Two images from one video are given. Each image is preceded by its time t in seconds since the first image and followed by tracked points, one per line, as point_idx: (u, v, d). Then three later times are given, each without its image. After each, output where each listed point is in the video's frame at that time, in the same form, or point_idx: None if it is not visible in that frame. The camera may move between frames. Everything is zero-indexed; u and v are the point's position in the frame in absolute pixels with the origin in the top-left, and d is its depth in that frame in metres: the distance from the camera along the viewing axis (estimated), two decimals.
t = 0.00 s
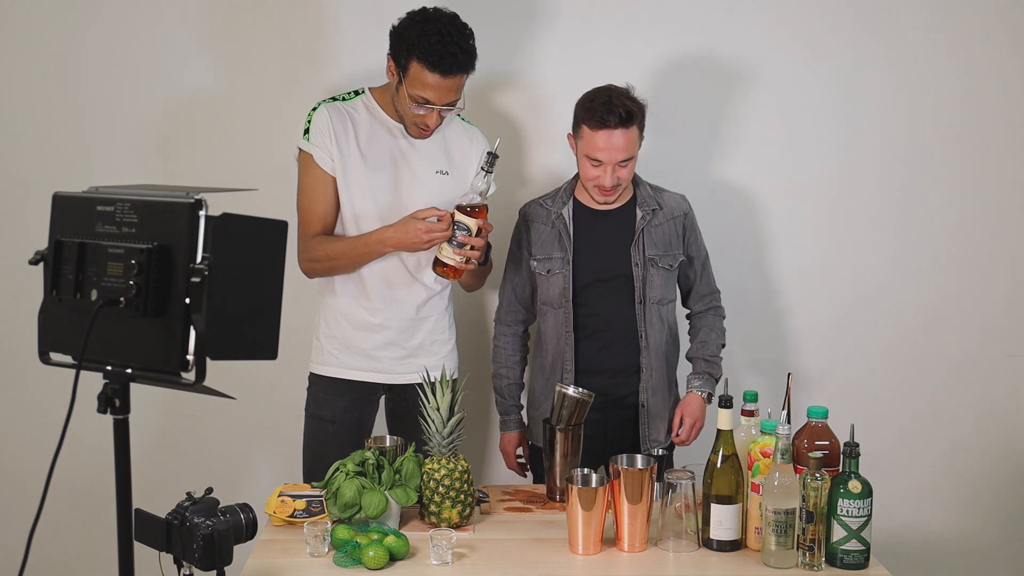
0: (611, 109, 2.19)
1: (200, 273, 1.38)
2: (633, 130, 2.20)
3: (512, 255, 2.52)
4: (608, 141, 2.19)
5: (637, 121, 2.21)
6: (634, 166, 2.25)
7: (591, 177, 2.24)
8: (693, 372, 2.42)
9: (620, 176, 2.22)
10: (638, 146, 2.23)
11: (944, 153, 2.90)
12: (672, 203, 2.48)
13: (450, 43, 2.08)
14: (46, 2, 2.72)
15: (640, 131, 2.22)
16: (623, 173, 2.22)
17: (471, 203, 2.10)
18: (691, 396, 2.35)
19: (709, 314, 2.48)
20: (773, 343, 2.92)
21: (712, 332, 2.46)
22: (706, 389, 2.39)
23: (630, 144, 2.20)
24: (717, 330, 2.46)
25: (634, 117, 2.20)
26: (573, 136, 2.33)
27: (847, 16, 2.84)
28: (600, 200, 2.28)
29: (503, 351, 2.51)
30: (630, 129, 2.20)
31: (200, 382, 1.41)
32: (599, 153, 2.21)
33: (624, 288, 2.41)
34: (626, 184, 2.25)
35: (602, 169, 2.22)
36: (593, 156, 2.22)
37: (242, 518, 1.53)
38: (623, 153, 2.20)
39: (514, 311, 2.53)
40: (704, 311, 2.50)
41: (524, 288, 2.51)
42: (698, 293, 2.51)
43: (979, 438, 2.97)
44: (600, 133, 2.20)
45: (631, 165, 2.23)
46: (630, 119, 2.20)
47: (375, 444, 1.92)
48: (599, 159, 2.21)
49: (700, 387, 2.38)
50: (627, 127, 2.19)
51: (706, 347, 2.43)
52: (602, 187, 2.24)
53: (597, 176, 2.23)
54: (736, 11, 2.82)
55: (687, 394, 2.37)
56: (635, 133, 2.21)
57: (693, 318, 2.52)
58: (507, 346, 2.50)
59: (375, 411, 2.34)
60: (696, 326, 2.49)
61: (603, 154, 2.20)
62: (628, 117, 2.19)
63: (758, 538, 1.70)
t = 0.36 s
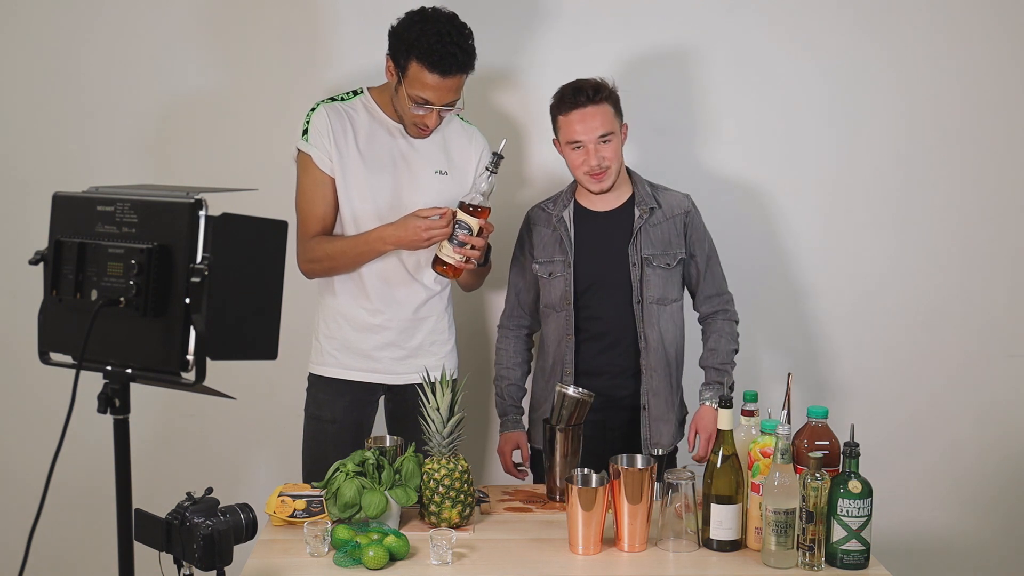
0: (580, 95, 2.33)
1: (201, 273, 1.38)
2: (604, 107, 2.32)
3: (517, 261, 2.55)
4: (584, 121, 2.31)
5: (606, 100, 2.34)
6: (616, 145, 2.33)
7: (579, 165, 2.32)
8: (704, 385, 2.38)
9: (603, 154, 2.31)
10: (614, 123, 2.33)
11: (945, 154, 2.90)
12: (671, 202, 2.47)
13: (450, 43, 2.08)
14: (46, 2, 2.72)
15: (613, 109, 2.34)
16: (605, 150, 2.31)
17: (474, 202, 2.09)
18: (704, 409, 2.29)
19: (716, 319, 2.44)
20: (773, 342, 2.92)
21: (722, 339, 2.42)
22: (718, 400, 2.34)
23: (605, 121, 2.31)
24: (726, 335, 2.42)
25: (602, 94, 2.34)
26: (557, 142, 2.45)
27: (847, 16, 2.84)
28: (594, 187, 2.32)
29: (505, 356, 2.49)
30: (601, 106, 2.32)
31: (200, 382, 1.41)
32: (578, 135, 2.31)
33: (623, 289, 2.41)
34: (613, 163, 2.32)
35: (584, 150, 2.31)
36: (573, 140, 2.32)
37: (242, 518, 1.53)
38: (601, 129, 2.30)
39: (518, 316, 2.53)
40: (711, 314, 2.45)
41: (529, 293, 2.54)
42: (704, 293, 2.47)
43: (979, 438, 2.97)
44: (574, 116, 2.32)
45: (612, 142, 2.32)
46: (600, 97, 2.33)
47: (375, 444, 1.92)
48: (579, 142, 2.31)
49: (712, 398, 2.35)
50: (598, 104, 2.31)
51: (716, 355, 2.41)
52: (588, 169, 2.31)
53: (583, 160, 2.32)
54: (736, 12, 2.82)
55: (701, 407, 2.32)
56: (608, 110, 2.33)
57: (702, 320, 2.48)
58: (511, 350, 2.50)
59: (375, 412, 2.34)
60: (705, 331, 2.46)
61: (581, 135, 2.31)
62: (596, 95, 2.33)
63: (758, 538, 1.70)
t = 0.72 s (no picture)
0: (582, 89, 2.35)
1: (200, 273, 1.38)
2: (603, 100, 2.33)
3: (521, 260, 2.55)
4: (584, 114, 2.32)
5: (607, 95, 2.35)
6: (617, 140, 2.34)
7: (578, 159, 2.34)
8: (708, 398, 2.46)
9: (602, 148, 2.32)
10: (615, 118, 2.34)
11: (944, 153, 2.90)
12: (677, 202, 2.47)
13: (472, 44, 2.10)
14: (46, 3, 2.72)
15: (614, 104, 2.35)
16: (603, 145, 2.32)
17: (472, 198, 2.09)
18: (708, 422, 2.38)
19: (715, 325, 2.48)
20: (773, 342, 2.92)
21: (722, 348, 2.47)
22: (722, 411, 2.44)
23: (605, 115, 2.32)
24: (726, 343, 2.47)
25: (603, 88, 2.35)
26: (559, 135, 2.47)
27: (847, 16, 2.84)
28: (593, 181, 2.33)
29: (512, 359, 2.54)
30: (600, 100, 2.33)
31: (200, 382, 1.41)
32: (578, 128, 2.33)
33: (626, 289, 2.41)
34: (613, 158, 2.32)
35: (584, 144, 2.33)
36: (573, 133, 2.34)
37: (242, 518, 1.53)
38: (600, 122, 2.31)
39: (523, 315, 2.55)
40: (709, 317, 2.49)
41: (533, 292, 2.54)
42: (704, 295, 2.49)
43: (979, 438, 2.97)
44: (574, 109, 2.34)
45: (612, 137, 2.33)
46: (600, 91, 2.34)
47: (375, 444, 1.92)
48: (579, 135, 2.33)
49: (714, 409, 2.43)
50: (598, 98, 2.33)
51: (717, 365, 2.47)
52: (586, 163, 2.32)
53: (582, 154, 2.33)
54: (737, 12, 2.82)
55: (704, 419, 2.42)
56: (608, 104, 2.33)
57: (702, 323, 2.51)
58: (517, 353, 2.53)
59: (375, 412, 2.34)
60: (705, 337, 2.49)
61: (580, 128, 2.32)
62: (597, 90, 2.34)
63: (758, 538, 1.70)
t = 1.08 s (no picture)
0: (595, 89, 2.34)
1: (200, 273, 1.38)
2: (616, 103, 2.33)
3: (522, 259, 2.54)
4: (596, 115, 2.32)
5: (620, 97, 2.35)
6: (627, 142, 2.34)
7: (586, 158, 2.34)
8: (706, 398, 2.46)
9: (611, 150, 2.32)
10: (626, 121, 2.34)
11: (944, 153, 2.90)
12: (679, 203, 2.48)
13: (489, 37, 2.13)
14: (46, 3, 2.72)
15: (626, 107, 2.35)
16: (613, 147, 2.32)
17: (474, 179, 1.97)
18: (705, 424, 2.41)
19: (714, 327, 2.49)
20: (773, 341, 2.92)
21: (722, 351, 2.47)
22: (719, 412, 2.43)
23: (617, 117, 2.32)
24: (724, 345, 2.47)
25: (616, 90, 2.35)
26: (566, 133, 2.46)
27: (847, 16, 2.84)
28: (599, 181, 2.33)
29: (514, 359, 2.52)
30: (613, 102, 2.33)
31: (200, 382, 1.41)
32: (589, 128, 2.33)
33: (630, 288, 2.42)
34: (621, 160, 2.33)
35: (593, 144, 2.33)
36: (583, 133, 2.33)
37: (242, 518, 1.53)
38: (611, 124, 2.31)
39: (525, 314, 2.54)
40: (708, 320, 2.50)
41: (533, 291, 2.54)
42: (703, 297, 2.51)
43: (979, 437, 2.97)
44: (586, 109, 2.34)
45: (622, 139, 2.33)
46: (613, 92, 2.34)
47: (375, 444, 1.92)
48: (589, 135, 2.33)
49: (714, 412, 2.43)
50: (611, 99, 2.33)
51: (716, 365, 2.46)
52: (594, 163, 2.33)
53: (591, 154, 2.33)
54: (736, 12, 2.82)
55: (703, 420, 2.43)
56: (621, 107, 2.33)
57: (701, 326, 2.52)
58: (519, 355, 2.52)
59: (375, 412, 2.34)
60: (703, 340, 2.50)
61: (590, 129, 2.32)
62: (610, 92, 2.34)
63: (758, 538, 1.70)
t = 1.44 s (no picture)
0: (597, 87, 2.35)
1: (200, 273, 1.38)
2: (617, 101, 2.33)
3: (518, 258, 2.53)
4: (597, 113, 2.33)
5: (622, 96, 2.35)
6: (626, 140, 2.34)
7: (585, 156, 2.34)
8: (701, 401, 2.48)
9: (610, 149, 2.32)
10: (626, 121, 2.34)
11: (943, 153, 2.90)
12: (677, 204, 2.50)
13: (484, 23, 2.20)
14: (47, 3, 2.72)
15: (628, 107, 2.35)
16: (612, 146, 2.33)
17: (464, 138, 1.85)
18: (701, 426, 2.40)
19: (707, 329, 2.52)
20: (773, 341, 2.92)
21: (714, 353, 2.51)
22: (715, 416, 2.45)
23: (617, 115, 2.32)
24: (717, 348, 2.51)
25: (618, 88, 2.35)
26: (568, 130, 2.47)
27: (847, 16, 2.84)
28: (597, 179, 2.34)
29: (510, 361, 2.49)
30: (614, 101, 2.33)
31: (200, 382, 1.41)
32: (589, 126, 2.33)
33: (630, 287, 2.42)
34: (620, 158, 2.33)
35: (592, 142, 2.33)
36: (583, 130, 2.34)
37: (242, 518, 1.53)
38: (611, 122, 2.32)
39: (522, 315, 2.53)
40: (703, 321, 2.52)
41: (530, 290, 2.53)
42: (698, 298, 2.52)
43: (979, 437, 2.97)
44: (587, 106, 2.34)
45: (621, 137, 2.33)
46: (615, 91, 2.34)
47: (375, 444, 1.92)
48: (589, 133, 2.33)
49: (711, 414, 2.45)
50: (612, 97, 2.33)
51: (710, 368, 2.49)
52: (591, 161, 2.33)
53: (589, 152, 2.33)
54: (736, 12, 2.82)
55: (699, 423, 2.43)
56: (621, 106, 2.33)
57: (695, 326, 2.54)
58: (516, 356, 2.49)
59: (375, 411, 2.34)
60: (696, 341, 2.53)
61: (590, 126, 2.33)
62: (612, 90, 2.34)
63: (758, 538, 1.70)
